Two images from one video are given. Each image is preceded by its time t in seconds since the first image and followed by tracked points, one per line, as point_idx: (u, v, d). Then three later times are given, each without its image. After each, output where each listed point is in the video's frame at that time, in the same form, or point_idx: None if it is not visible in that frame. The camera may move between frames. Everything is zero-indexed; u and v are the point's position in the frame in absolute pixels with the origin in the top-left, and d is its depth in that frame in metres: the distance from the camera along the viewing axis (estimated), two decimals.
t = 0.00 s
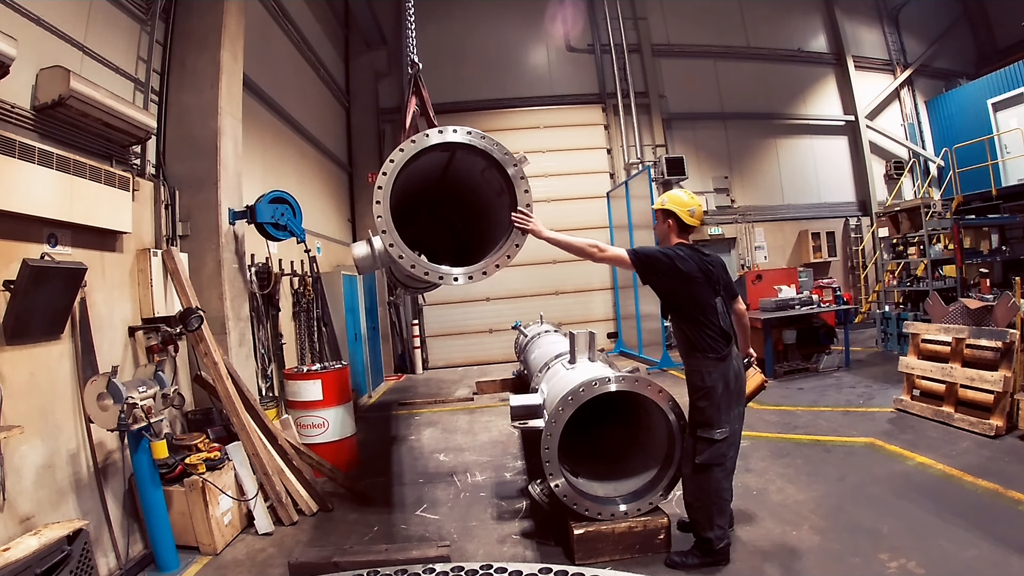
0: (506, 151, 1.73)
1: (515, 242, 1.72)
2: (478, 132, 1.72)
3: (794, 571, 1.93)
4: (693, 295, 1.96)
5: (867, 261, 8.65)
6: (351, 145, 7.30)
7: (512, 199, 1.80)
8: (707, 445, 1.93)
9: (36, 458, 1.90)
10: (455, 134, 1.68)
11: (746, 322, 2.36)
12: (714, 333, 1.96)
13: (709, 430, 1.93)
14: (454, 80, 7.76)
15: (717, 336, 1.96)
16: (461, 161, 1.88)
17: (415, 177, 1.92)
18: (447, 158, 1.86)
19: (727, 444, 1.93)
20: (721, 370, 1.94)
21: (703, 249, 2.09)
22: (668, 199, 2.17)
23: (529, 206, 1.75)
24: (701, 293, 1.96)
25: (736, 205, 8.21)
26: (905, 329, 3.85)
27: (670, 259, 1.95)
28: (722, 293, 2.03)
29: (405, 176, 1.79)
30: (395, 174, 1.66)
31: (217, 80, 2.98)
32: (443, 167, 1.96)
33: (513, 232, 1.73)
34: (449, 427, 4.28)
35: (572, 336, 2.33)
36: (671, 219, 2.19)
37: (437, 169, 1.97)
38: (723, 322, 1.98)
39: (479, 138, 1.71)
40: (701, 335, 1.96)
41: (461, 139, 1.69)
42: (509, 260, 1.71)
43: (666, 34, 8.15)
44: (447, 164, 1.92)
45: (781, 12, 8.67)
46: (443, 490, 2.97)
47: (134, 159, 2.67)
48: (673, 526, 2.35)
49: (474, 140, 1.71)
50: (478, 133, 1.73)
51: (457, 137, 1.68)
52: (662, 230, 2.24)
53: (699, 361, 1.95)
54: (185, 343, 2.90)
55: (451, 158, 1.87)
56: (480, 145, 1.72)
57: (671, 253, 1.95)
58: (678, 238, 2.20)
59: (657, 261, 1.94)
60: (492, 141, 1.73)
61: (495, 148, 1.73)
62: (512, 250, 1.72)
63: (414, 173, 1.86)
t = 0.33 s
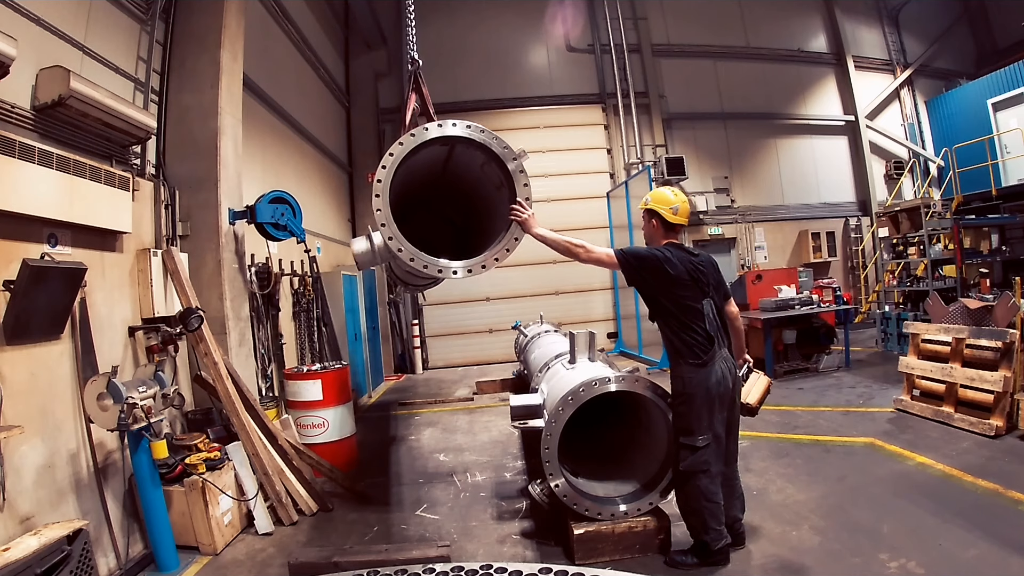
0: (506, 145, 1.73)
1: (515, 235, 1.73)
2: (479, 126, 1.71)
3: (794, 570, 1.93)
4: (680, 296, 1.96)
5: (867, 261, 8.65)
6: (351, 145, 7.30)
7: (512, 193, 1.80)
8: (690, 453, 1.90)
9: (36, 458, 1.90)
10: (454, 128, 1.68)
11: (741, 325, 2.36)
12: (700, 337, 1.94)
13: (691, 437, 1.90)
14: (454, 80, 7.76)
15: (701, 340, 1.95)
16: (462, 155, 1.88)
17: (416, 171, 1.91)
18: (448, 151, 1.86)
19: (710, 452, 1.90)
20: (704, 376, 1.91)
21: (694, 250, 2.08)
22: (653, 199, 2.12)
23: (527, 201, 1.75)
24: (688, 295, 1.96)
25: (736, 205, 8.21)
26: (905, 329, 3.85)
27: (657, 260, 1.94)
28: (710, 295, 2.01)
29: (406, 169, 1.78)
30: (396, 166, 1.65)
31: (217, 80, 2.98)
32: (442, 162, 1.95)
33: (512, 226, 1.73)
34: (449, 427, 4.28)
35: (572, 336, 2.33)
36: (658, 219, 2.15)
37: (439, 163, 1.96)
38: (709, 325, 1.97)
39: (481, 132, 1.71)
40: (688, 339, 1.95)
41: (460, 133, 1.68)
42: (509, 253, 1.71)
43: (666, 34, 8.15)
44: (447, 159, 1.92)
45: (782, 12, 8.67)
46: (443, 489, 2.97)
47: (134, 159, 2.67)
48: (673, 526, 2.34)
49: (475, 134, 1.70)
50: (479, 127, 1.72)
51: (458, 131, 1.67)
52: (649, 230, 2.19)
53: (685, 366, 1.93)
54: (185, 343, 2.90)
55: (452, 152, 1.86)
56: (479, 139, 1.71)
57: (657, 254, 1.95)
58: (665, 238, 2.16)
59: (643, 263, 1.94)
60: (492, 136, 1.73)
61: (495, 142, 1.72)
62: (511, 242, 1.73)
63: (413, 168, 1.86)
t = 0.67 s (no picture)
0: (499, 139, 1.73)
1: (506, 230, 1.73)
2: (474, 121, 1.72)
3: (794, 570, 1.93)
4: (676, 297, 1.96)
5: (867, 261, 8.66)
6: (351, 145, 7.30)
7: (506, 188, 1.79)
8: (682, 452, 1.91)
9: (36, 458, 1.90)
10: (448, 122, 1.69)
11: (741, 325, 2.36)
12: (698, 337, 1.94)
13: (684, 436, 1.91)
14: (454, 80, 7.76)
15: (698, 339, 1.94)
16: (456, 151, 1.89)
17: (410, 165, 1.92)
18: (442, 147, 1.87)
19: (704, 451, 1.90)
20: (699, 376, 1.90)
21: (690, 250, 2.08)
22: (648, 200, 2.11)
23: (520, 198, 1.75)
24: (683, 296, 1.96)
25: (736, 205, 8.20)
26: (905, 329, 3.85)
27: (652, 262, 1.95)
28: (707, 296, 2.01)
29: (400, 164, 1.78)
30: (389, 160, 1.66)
31: (217, 81, 2.98)
32: (437, 157, 1.96)
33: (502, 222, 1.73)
34: (449, 427, 4.28)
35: (573, 335, 2.33)
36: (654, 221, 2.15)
37: (434, 158, 1.96)
38: (708, 326, 1.95)
39: (477, 128, 1.72)
40: (684, 340, 1.95)
41: (453, 127, 1.69)
42: (500, 248, 1.71)
43: (665, 34, 8.16)
44: (441, 153, 1.92)
45: (781, 12, 8.67)
46: (443, 489, 2.97)
47: (134, 159, 2.67)
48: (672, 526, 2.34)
49: (472, 130, 1.71)
50: (475, 123, 1.73)
51: (453, 126, 1.68)
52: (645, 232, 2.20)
53: (681, 366, 1.93)
54: (185, 343, 2.90)
55: (446, 147, 1.88)
56: (473, 134, 1.72)
57: (653, 255, 1.95)
58: (660, 238, 2.17)
59: (638, 264, 1.94)
60: (488, 131, 1.73)
61: (487, 136, 1.73)
62: (503, 236, 1.73)
63: (407, 162, 1.86)
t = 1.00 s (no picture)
0: (443, 82, 1.55)
1: (455, 170, 1.52)
2: (416, 66, 1.55)
3: (794, 570, 1.93)
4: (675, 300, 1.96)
5: (867, 261, 8.65)
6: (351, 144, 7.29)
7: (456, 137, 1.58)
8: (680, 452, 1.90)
9: (36, 458, 1.90)
10: (388, 70, 1.53)
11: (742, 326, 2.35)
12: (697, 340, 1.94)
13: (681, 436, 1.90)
14: (454, 80, 7.77)
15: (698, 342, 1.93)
16: (418, 108, 1.73)
17: (380, 136, 1.81)
18: (403, 105, 1.72)
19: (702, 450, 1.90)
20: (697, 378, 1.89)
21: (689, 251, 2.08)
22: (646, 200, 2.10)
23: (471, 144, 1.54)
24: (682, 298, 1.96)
25: (736, 205, 8.20)
26: (905, 329, 3.85)
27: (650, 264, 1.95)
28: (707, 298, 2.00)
29: (359, 130, 1.68)
30: (335, 122, 1.56)
31: (217, 81, 2.98)
32: (407, 122, 1.83)
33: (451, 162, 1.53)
34: (449, 427, 4.28)
35: (573, 336, 2.33)
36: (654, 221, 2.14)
37: (405, 126, 1.84)
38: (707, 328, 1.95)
39: (416, 71, 1.53)
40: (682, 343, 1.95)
41: (395, 73, 1.53)
42: (449, 188, 1.51)
43: (665, 34, 8.16)
44: (406, 114, 1.78)
45: (781, 12, 8.67)
46: (443, 489, 2.97)
47: (134, 159, 2.67)
48: (673, 526, 2.34)
49: (409, 72, 1.53)
50: (419, 66, 1.55)
51: (389, 72, 1.52)
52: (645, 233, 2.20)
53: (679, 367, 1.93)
54: (185, 343, 2.90)
55: (407, 105, 1.73)
56: (416, 79, 1.54)
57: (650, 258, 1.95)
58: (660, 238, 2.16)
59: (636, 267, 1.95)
60: (434, 75, 1.56)
61: (430, 79, 1.54)
62: (451, 181, 1.52)
63: (373, 127, 1.75)
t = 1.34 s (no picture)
0: (446, 82, 1.54)
1: (455, 170, 1.52)
2: (418, 64, 1.54)
3: (794, 570, 1.93)
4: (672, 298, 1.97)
5: (867, 261, 8.65)
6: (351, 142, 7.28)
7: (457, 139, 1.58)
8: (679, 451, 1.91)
9: (35, 458, 1.90)
10: (391, 69, 1.53)
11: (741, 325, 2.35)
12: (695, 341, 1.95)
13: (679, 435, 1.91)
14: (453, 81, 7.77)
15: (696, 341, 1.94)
16: (420, 107, 1.72)
17: (381, 134, 1.81)
18: (405, 104, 1.72)
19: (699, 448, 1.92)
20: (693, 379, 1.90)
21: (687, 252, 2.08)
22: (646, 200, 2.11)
23: (472, 144, 1.53)
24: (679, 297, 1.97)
25: (736, 205, 8.20)
26: (904, 329, 3.85)
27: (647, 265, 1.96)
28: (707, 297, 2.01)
29: (359, 129, 1.68)
30: (335, 122, 1.56)
31: (217, 80, 2.98)
32: (410, 122, 1.83)
33: (452, 162, 1.52)
34: (449, 427, 4.28)
35: (572, 335, 2.33)
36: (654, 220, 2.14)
37: (407, 124, 1.83)
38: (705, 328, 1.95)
39: (418, 70, 1.53)
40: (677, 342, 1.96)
41: (399, 72, 1.52)
42: (449, 189, 1.51)
43: (665, 34, 8.16)
44: (410, 113, 1.78)
45: (781, 12, 8.67)
46: (443, 490, 2.97)
47: (134, 159, 2.67)
48: (672, 526, 2.34)
49: (411, 71, 1.52)
50: (421, 65, 1.55)
51: (391, 71, 1.52)
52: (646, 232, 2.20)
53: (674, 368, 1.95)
54: (185, 343, 2.90)
55: (410, 105, 1.73)
56: (418, 78, 1.54)
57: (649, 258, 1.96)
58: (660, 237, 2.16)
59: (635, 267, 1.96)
60: (436, 74, 1.55)
61: (434, 79, 1.54)
62: (452, 181, 1.52)
63: (376, 125, 1.75)
